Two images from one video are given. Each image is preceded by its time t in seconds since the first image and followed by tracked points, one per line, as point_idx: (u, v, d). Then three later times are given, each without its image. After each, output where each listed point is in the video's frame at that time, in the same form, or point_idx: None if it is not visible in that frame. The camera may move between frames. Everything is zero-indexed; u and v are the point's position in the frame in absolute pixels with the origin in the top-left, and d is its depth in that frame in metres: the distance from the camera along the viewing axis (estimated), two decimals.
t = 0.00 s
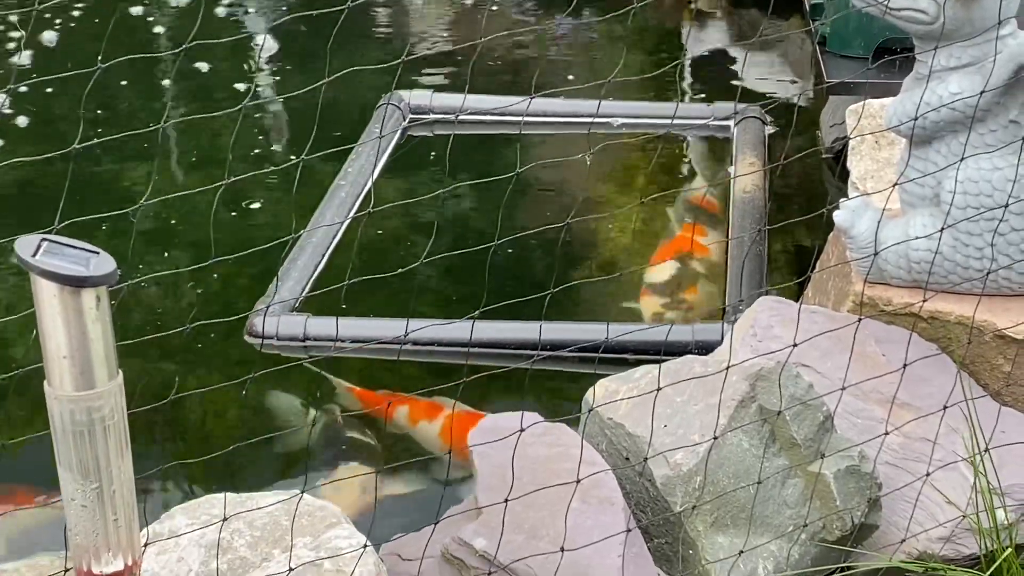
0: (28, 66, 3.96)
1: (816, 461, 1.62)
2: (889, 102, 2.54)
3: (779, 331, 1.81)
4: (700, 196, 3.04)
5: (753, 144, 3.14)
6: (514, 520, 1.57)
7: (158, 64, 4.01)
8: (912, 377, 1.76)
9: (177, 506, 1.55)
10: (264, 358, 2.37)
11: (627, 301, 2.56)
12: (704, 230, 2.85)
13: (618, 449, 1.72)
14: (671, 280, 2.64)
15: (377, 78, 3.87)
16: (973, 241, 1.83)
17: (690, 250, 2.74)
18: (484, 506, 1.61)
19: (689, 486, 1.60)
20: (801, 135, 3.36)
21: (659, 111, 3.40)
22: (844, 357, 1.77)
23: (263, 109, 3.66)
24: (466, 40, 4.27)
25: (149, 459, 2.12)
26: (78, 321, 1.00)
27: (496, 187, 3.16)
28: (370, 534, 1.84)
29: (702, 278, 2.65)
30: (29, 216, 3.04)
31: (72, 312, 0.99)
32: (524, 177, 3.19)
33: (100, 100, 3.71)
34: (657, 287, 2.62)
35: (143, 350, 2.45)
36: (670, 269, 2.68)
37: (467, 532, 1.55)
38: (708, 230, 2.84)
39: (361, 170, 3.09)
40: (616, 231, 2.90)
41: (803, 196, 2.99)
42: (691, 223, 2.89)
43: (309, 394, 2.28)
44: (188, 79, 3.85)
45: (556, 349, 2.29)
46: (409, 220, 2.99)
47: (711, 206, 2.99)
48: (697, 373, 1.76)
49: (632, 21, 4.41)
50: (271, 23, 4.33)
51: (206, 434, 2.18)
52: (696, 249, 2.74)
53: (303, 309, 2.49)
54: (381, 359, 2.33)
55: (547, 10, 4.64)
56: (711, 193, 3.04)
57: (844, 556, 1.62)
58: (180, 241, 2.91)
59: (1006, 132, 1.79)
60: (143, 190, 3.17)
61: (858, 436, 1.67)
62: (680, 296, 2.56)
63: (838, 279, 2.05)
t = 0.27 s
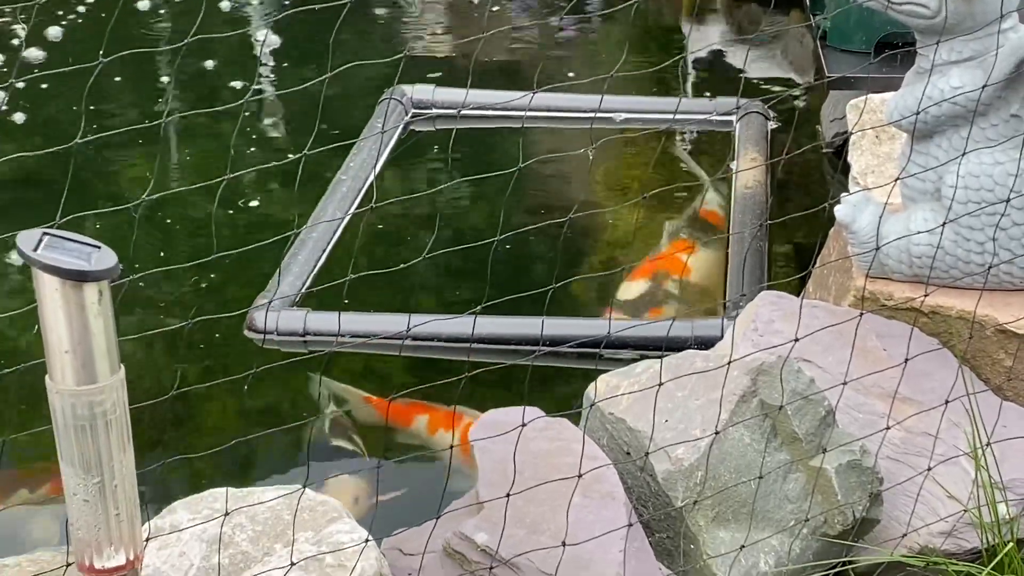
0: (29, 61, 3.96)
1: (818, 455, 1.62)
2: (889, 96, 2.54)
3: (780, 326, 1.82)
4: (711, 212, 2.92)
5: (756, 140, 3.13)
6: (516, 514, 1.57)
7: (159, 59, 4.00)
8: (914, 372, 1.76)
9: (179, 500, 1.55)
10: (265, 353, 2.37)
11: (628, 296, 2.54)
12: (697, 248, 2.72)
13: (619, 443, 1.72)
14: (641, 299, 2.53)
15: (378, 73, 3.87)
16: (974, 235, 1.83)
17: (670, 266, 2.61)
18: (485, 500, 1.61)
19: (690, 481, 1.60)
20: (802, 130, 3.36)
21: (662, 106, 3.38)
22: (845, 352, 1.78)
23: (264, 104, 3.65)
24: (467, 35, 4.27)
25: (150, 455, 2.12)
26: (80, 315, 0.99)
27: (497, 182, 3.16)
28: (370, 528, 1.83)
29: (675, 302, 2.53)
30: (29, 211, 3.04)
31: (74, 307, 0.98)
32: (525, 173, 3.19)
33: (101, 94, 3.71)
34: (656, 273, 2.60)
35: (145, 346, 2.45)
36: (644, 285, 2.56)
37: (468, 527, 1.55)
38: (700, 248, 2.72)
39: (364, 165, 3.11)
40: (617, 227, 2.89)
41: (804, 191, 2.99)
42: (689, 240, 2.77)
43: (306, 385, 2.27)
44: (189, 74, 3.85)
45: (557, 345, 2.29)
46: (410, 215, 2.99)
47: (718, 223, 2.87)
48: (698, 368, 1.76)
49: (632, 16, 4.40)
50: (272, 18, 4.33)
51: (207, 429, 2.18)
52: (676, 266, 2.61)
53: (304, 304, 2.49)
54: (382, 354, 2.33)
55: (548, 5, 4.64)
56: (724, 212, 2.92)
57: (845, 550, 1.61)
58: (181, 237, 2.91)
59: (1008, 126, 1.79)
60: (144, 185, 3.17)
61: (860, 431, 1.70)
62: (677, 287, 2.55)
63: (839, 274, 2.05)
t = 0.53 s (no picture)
0: (28, 57, 3.96)
1: (817, 451, 1.62)
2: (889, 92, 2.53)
3: (779, 322, 1.82)
4: (702, 229, 2.81)
5: (757, 136, 3.10)
6: (516, 510, 1.57)
7: (159, 54, 4.00)
8: (914, 367, 1.76)
9: (179, 496, 1.55)
10: (265, 349, 2.37)
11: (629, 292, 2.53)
12: (675, 266, 2.62)
13: (619, 439, 1.72)
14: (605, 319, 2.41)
15: (377, 69, 3.86)
16: (974, 231, 1.83)
17: (642, 285, 2.50)
18: (485, 496, 1.60)
19: (690, 477, 1.59)
20: (802, 125, 3.36)
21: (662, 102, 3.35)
22: (845, 348, 1.77)
23: (264, 101, 3.65)
24: (465, 30, 4.27)
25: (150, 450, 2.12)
26: (80, 312, 0.99)
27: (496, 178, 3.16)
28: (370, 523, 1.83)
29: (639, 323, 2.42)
30: (26, 209, 3.03)
31: (74, 303, 0.98)
32: (524, 169, 3.19)
33: (100, 91, 3.71)
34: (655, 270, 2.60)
35: (144, 342, 2.45)
36: (613, 303, 2.45)
37: (468, 522, 1.55)
38: (678, 267, 2.61)
39: (365, 161, 3.10)
40: (617, 223, 2.90)
41: (803, 187, 2.99)
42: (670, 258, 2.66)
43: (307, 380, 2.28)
44: (188, 71, 3.85)
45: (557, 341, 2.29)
46: (409, 211, 2.99)
47: (706, 241, 2.76)
48: (698, 364, 1.76)
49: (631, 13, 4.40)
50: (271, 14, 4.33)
51: (206, 425, 2.18)
52: (649, 284, 2.50)
53: (302, 300, 2.49)
54: (382, 350, 2.33)
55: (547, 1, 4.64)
56: (716, 230, 2.80)
57: (845, 546, 1.62)
58: (180, 233, 2.91)
59: (1008, 122, 1.79)
60: (144, 181, 3.17)
61: (859, 427, 1.68)
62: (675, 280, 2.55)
63: (839, 270, 2.04)
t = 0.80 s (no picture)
0: (26, 54, 3.95)
1: (815, 448, 1.61)
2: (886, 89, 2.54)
3: (777, 319, 1.81)
4: (679, 246, 2.72)
5: (756, 134, 3.10)
6: (514, 507, 1.57)
7: (157, 51, 4.00)
8: (912, 364, 1.76)
9: (178, 493, 1.55)
10: (264, 346, 2.37)
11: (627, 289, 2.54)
12: (646, 287, 2.54)
13: (617, 436, 1.71)
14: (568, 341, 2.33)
15: (376, 66, 3.87)
16: (972, 228, 1.83)
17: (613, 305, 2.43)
18: (483, 493, 1.60)
19: (688, 474, 1.60)
20: (800, 122, 3.36)
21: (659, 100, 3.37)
22: (843, 345, 1.77)
23: (262, 98, 3.66)
24: (463, 27, 4.27)
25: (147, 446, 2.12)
26: (79, 309, 0.99)
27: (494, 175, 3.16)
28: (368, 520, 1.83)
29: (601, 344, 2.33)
30: (24, 207, 3.03)
31: (72, 300, 0.98)
32: (522, 166, 3.19)
33: (99, 88, 3.71)
34: (652, 273, 2.62)
35: (143, 339, 2.45)
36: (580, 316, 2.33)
37: (466, 520, 1.55)
38: (650, 287, 2.54)
39: (364, 158, 3.09)
40: (615, 220, 2.90)
41: (800, 184, 2.99)
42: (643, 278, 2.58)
43: (306, 378, 2.28)
44: (187, 68, 3.85)
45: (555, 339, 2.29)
46: (408, 209, 2.99)
47: (684, 258, 2.67)
48: (695, 361, 1.76)
49: (629, 10, 4.41)
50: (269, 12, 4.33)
51: (204, 423, 2.18)
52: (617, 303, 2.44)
53: (301, 297, 2.49)
54: (380, 347, 2.34)
55: None
56: (698, 249, 2.71)
57: (844, 542, 1.62)
58: (178, 230, 2.91)
59: (1006, 119, 1.79)
60: (142, 178, 3.17)
61: (857, 423, 1.67)
62: (675, 283, 2.56)
63: (837, 267, 2.05)
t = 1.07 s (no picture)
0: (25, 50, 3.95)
1: (815, 444, 1.61)
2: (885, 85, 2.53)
3: (777, 314, 1.81)
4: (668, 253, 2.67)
5: (757, 129, 3.10)
6: (514, 503, 1.57)
7: (156, 47, 4.00)
8: (912, 359, 1.76)
9: (178, 489, 1.55)
10: (263, 342, 2.37)
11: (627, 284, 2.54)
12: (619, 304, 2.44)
13: (617, 431, 1.72)
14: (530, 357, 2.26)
15: (375, 62, 3.86)
16: (971, 224, 1.83)
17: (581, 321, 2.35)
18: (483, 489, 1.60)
19: (688, 469, 1.60)
20: (799, 118, 3.36)
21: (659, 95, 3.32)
22: (843, 340, 1.77)
23: (262, 93, 3.65)
24: (463, 23, 4.27)
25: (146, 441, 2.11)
26: (78, 304, 0.99)
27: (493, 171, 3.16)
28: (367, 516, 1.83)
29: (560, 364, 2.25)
30: (22, 203, 3.02)
31: (72, 296, 0.98)
32: (522, 162, 3.19)
33: (98, 83, 3.70)
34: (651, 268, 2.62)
35: (142, 335, 2.45)
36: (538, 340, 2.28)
37: (466, 515, 1.55)
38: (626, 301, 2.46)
39: (365, 153, 3.08)
40: (614, 215, 2.90)
41: (799, 180, 2.99)
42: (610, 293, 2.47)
43: (308, 374, 2.29)
44: (186, 64, 3.85)
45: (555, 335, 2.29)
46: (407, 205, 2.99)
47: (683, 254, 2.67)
48: (695, 356, 1.76)
49: (628, 6, 4.41)
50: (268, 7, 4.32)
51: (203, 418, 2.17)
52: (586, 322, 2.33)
53: (300, 292, 2.49)
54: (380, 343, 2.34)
55: None
56: (673, 265, 2.60)
57: (844, 538, 1.61)
58: (177, 226, 2.90)
59: (1005, 114, 1.79)
60: (141, 174, 3.17)
61: (857, 418, 1.68)
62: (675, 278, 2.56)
63: (836, 263, 2.05)
